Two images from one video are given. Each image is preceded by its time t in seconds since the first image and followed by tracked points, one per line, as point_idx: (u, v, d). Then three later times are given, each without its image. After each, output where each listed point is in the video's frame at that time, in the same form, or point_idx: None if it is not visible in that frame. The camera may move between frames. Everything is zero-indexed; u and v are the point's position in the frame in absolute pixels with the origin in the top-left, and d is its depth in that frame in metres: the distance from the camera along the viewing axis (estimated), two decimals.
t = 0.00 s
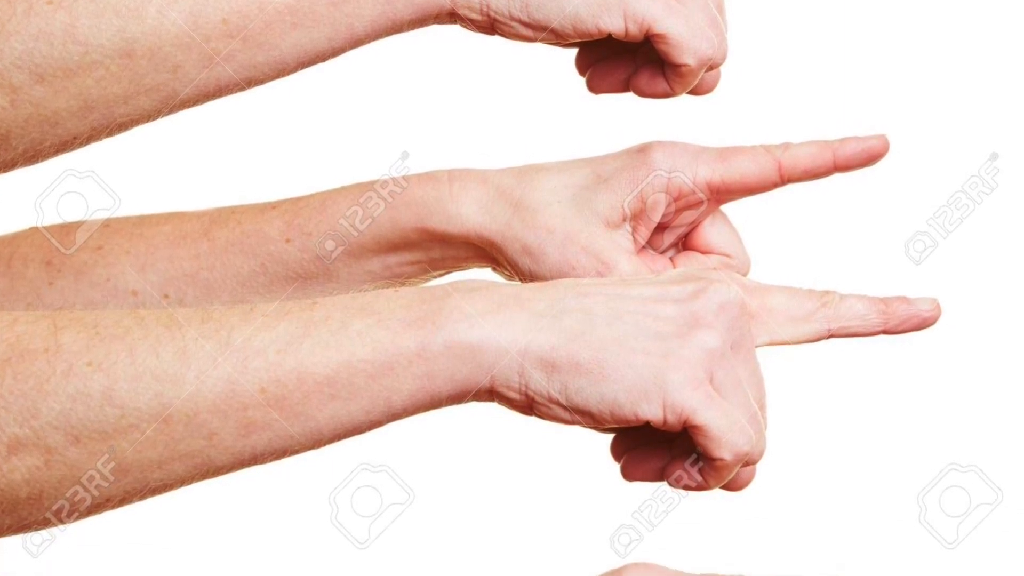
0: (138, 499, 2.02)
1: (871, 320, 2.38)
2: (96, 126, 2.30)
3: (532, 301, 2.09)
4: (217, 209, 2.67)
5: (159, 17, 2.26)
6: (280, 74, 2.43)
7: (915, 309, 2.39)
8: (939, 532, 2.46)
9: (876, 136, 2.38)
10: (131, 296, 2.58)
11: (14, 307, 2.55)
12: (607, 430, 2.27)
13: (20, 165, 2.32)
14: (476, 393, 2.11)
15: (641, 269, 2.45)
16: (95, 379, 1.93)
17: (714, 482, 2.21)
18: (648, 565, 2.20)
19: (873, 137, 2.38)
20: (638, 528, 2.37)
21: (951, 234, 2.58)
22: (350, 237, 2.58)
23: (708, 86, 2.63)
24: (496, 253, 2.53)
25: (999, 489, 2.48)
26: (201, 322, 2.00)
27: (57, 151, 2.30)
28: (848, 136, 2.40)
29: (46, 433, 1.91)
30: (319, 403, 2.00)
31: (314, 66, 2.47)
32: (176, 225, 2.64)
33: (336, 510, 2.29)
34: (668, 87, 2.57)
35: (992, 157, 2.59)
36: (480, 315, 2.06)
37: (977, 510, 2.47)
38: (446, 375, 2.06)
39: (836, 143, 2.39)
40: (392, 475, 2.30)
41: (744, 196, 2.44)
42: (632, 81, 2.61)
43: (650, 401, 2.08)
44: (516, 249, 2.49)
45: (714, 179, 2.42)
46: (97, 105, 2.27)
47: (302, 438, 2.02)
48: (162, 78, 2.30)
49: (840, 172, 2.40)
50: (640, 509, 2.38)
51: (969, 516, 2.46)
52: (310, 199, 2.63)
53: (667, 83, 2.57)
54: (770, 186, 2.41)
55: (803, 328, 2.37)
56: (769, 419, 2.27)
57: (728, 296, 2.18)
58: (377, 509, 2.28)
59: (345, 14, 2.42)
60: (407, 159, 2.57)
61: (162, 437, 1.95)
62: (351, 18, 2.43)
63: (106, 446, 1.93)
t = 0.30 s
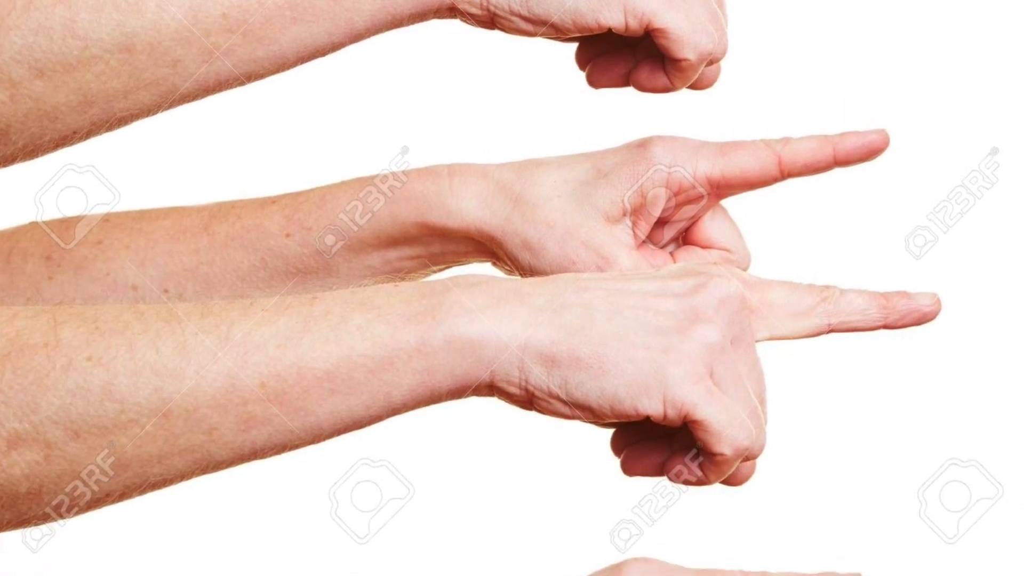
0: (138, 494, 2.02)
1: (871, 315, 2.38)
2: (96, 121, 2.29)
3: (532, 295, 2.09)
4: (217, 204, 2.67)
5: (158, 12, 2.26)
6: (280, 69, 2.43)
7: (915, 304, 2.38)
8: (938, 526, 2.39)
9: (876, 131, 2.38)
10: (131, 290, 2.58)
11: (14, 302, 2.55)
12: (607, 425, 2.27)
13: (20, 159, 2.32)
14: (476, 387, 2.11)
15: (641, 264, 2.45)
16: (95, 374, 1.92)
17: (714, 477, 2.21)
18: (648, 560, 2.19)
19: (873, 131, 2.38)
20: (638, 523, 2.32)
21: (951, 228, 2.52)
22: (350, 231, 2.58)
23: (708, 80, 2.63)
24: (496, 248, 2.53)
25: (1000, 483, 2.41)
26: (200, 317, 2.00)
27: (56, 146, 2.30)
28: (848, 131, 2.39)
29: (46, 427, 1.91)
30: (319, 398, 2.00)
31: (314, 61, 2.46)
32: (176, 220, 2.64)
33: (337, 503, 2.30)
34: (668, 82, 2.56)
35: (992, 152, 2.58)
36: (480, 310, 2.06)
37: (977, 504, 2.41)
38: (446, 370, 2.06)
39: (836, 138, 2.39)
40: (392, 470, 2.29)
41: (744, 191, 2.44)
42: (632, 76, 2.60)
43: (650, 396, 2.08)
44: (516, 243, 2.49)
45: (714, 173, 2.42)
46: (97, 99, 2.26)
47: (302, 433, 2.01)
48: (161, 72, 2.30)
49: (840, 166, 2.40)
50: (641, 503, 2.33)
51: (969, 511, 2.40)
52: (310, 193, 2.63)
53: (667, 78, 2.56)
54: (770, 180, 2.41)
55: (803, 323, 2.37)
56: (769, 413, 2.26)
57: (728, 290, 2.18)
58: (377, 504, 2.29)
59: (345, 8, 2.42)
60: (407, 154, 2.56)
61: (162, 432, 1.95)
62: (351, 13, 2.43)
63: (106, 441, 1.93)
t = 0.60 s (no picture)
0: (138, 489, 2.02)
1: (871, 309, 2.38)
2: (95, 116, 2.29)
3: (532, 290, 2.09)
4: (217, 198, 2.67)
5: (158, 6, 2.26)
6: (280, 63, 2.42)
7: (915, 299, 2.38)
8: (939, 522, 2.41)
9: (877, 125, 2.38)
10: (131, 285, 2.58)
11: (14, 297, 2.55)
12: (608, 421, 2.27)
13: (20, 154, 2.31)
14: (476, 382, 2.11)
15: (641, 258, 2.45)
16: (95, 369, 1.92)
17: (714, 471, 2.21)
18: (648, 555, 2.19)
19: (873, 126, 2.38)
20: (638, 518, 2.34)
21: (951, 224, 2.54)
22: (350, 226, 2.58)
23: (708, 75, 2.63)
24: (496, 243, 2.53)
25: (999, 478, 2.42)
26: (200, 312, 2.00)
27: (56, 140, 2.30)
28: (849, 126, 2.39)
29: (46, 422, 1.91)
30: (318, 393, 2.00)
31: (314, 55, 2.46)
32: (176, 215, 2.64)
33: (336, 498, 2.28)
34: (668, 77, 2.56)
35: (992, 147, 2.58)
36: (480, 305, 2.06)
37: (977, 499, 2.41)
38: (446, 365, 2.05)
39: (836, 132, 2.39)
40: (393, 465, 2.27)
41: (744, 186, 2.44)
42: (632, 70, 2.60)
43: (650, 391, 2.08)
44: (516, 238, 2.49)
45: (714, 168, 2.41)
46: (96, 94, 2.26)
47: (302, 428, 2.01)
48: (161, 67, 2.30)
49: (840, 161, 2.40)
50: (641, 498, 2.35)
51: (969, 506, 2.41)
52: (310, 188, 2.63)
53: (667, 72, 2.56)
54: (770, 175, 2.41)
55: (803, 317, 2.37)
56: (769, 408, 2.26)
57: (728, 285, 2.18)
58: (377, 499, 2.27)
59: (345, 3, 2.41)
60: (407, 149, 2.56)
61: (162, 427, 1.94)
62: (351, 7, 2.42)
63: (106, 436, 1.93)
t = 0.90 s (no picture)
0: (138, 484, 2.01)
1: (871, 304, 2.38)
2: (95, 110, 2.29)
3: (532, 285, 2.08)
4: (216, 193, 2.67)
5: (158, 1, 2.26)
6: (280, 58, 2.42)
7: (915, 294, 2.38)
8: (939, 518, 2.39)
9: (877, 120, 2.37)
10: (130, 280, 2.57)
11: (13, 292, 2.55)
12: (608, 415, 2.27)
13: (19, 149, 2.31)
14: (476, 377, 2.11)
15: (641, 253, 2.45)
16: (94, 364, 1.92)
17: (714, 466, 2.21)
18: (647, 550, 2.19)
19: (874, 121, 2.37)
20: (638, 514, 2.31)
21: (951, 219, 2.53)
22: (350, 221, 2.58)
23: (708, 70, 2.62)
24: (496, 238, 2.53)
25: (1000, 473, 2.41)
26: (200, 307, 2.00)
27: (55, 135, 2.30)
28: (849, 120, 2.39)
29: (45, 417, 1.91)
30: (318, 387, 2.00)
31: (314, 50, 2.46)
32: (175, 209, 2.64)
33: (335, 494, 2.28)
34: (668, 71, 2.56)
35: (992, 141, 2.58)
36: (480, 300, 2.05)
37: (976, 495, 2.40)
38: (446, 360, 2.05)
39: (836, 127, 2.38)
40: (393, 460, 2.27)
41: (744, 180, 2.44)
42: (632, 65, 2.60)
43: (650, 386, 2.08)
44: (516, 233, 2.49)
45: (715, 163, 2.41)
46: (96, 89, 2.26)
47: (301, 423, 2.01)
48: (161, 62, 2.30)
49: (840, 156, 2.40)
50: (641, 493, 2.32)
51: (969, 501, 2.39)
52: (310, 183, 2.62)
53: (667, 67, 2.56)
54: (770, 170, 2.41)
55: (803, 312, 2.37)
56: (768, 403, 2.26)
57: (728, 280, 2.18)
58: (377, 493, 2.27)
59: None
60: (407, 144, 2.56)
61: (162, 422, 1.94)
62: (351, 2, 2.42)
63: (106, 430, 1.93)
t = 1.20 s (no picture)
0: (137, 479, 2.01)
1: (871, 299, 2.37)
2: (95, 105, 2.29)
3: (532, 280, 2.08)
4: (216, 187, 2.67)
5: None
6: (280, 52, 2.42)
7: (915, 288, 2.38)
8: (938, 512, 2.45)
9: (877, 115, 2.37)
10: (130, 275, 2.57)
11: (13, 286, 2.55)
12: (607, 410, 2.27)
13: (19, 143, 2.31)
14: (476, 372, 2.11)
15: (641, 248, 2.44)
16: (94, 358, 1.92)
17: (714, 461, 2.21)
18: (647, 545, 2.19)
19: (874, 115, 2.37)
20: (638, 508, 2.37)
21: (951, 213, 2.54)
22: (350, 216, 2.58)
23: (708, 64, 2.62)
24: (496, 232, 2.53)
25: (999, 468, 2.46)
26: (200, 301, 2.00)
27: (54, 130, 2.29)
28: (849, 115, 2.38)
29: (45, 412, 1.91)
30: (318, 382, 2.00)
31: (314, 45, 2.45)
32: (175, 204, 2.63)
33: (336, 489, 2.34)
34: (668, 66, 2.56)
35: (992, 136, 2.57)
36: (480, 294, 2.05)
37: (977, 491, 2.45)
38: (446, 354, 2.05)
39: (837, 121, 2.38)
40: (392, 455, 2.33)
41: (745, 175, 2.43)
42: (632, 59, 2.60)
43: (650, 380, 2.08)
44: (516, 227, 2.49)
45: (715, 157, 2.41)
46: (96, 83, 2.26)
47: (301, 417, 2.01)
48: (161, 56, 2.29)
49: (841, 150, 2.39)
50: (641, 489, 2.37)
51: (970, 496, 2.45)
52: (310, 177, 2.62)
53: (667, 61, 2.55)
54: (771, 164, 2.40)
55: (804, 307, 2.36)
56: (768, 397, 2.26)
57: (729, 275, 2.17)
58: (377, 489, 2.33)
59: None
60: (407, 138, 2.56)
61: (162, 417, 1.94)
62: None
63: (106, 425, 1.93)
